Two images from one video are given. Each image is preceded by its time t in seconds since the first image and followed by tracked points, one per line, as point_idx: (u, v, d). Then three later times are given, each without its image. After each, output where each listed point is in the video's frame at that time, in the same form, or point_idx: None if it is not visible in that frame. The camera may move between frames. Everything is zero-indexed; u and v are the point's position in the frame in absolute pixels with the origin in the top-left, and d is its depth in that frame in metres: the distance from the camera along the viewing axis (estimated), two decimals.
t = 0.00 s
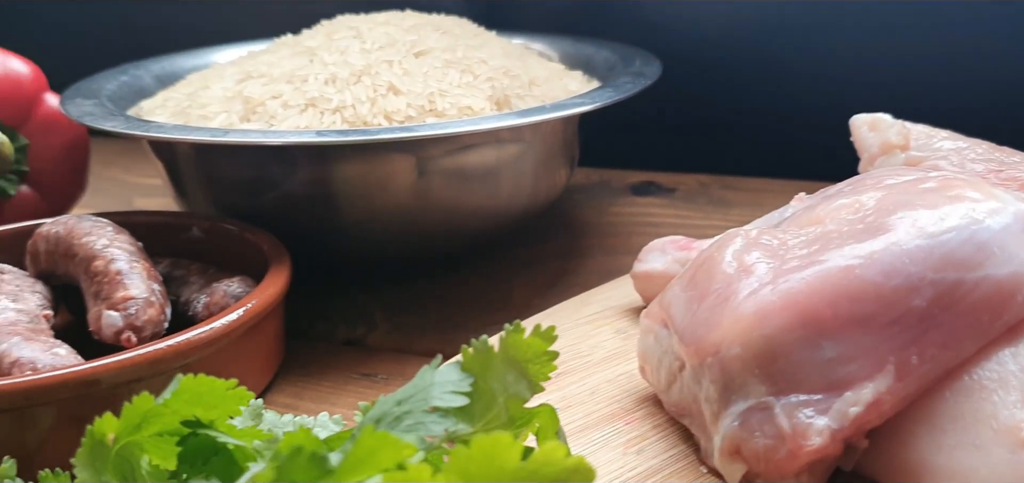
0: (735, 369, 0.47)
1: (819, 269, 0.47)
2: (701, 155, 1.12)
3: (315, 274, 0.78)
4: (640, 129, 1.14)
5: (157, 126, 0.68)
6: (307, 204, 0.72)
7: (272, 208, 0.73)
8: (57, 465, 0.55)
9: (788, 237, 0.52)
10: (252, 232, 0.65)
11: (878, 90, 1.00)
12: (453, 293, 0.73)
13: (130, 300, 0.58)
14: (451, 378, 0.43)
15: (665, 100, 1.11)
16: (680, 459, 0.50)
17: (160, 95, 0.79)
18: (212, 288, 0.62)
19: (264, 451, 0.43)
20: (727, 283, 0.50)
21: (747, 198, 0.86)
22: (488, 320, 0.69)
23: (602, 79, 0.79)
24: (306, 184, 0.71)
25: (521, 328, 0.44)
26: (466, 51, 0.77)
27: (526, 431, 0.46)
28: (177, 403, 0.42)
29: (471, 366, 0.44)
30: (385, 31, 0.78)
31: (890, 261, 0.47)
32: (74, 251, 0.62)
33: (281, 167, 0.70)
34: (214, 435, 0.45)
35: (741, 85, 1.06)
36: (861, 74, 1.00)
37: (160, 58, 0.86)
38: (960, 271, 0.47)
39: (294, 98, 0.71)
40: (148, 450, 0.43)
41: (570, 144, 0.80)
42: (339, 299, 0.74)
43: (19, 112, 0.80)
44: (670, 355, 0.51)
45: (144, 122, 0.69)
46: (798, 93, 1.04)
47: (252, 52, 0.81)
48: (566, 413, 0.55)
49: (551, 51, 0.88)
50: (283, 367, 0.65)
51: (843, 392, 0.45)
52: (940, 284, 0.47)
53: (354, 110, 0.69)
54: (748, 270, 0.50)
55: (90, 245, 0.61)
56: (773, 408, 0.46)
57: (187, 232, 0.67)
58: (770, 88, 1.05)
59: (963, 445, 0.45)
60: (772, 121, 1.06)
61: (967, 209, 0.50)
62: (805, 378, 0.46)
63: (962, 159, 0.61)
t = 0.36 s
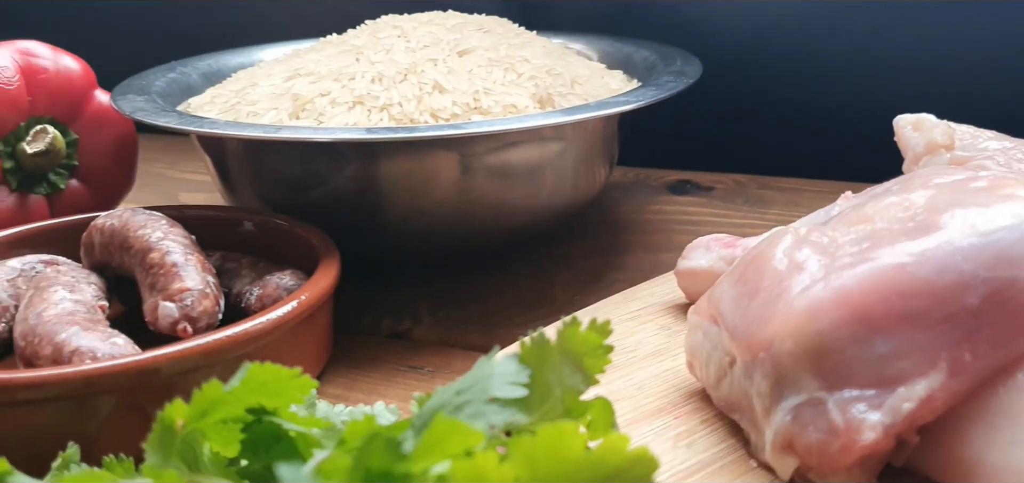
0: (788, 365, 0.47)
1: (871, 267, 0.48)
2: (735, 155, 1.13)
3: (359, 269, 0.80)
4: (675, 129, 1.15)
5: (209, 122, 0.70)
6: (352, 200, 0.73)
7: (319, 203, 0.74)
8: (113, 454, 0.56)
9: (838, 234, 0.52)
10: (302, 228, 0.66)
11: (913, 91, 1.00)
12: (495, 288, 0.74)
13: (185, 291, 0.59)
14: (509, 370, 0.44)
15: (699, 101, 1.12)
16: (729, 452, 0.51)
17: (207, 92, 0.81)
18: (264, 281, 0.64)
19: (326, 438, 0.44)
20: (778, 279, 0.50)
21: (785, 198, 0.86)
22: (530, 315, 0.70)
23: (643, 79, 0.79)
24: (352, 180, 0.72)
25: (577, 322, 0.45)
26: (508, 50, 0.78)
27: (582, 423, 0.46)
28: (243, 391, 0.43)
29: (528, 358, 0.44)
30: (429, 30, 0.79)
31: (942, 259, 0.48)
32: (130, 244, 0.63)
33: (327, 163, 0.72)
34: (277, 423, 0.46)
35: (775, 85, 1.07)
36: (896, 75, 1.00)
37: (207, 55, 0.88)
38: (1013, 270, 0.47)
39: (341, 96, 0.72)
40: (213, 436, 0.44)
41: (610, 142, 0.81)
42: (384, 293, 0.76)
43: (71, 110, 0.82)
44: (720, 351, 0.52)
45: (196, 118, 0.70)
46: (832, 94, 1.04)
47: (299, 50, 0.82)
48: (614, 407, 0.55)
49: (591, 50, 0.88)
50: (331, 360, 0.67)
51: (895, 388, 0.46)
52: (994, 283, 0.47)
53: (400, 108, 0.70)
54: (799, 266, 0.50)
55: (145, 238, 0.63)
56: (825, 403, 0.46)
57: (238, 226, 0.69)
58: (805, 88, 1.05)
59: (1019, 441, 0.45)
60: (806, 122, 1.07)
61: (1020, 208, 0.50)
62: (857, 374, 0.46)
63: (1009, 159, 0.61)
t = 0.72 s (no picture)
0: (842, 362, 0.48)
1: (927, 266, 0.48)
2: (771, 155, 1.12)
3: (401, 265, 0.80)
4: (710, 128, 1.15)
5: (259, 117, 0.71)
6: (396, 196, 0.74)
7: (363, 198, 0.75)
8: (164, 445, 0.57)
9: (892, 233, 0.52)
10: (350, 224, 0.67)
11: (953, 91, 1.00)
12: (537, 285, 0.75)
13: (238, 284, 0.60)
14: (567, 364, 0.44)
15: (735, 101, 1.12)
16: (780, 450, 0.51)
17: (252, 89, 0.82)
18: (314, 275, 0.65)
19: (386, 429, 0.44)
20: (832, 278, 0.51)
21: (825, 198, 0.86)
22: (572, 312, 0.70)
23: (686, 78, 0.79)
24: (396, 176, 0.73)
25: (634, 317, 0.45)
26: (551, 48, 0.78)
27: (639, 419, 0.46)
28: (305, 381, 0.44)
29: (586, 353, 0.45)
30: (473, 28, 0.80)
31: (999, 258, 0.48)
32: (181, 237, 0.64)
33: (373, 159, 0.72)
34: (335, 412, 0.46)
35: (812, 85, 1.07)
36: (935, 75, 1.00)
37: (250, 52, 0.89)
38: None
39: (387, 93, 0.72)
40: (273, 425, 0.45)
41: (652, 142, 0.80)
42: (426, 289, 0.76)
43: (118, 105, 0.83)
44: (772, 348, 0.52)
45: (245, 114, 0.72)
46: (869, 95, 1.04)
47: (343, 48, 0.83)
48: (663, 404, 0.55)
49: (632, 50, 0.89)
50: (376, 354, 0.67)
51: (952, 387, 0.46)
52: None
53: (446, 106, 0.70)
54: (853, 265, 0.51)
55: (197, 231, 0.64)
56: (881, 401, 0.46)
57: (287, 221, 0.69)
58: (843, 88, 1.05)
59: None
60: (843, 122, 1.07)
61: None
62: (913, 372, 0.46)
63: None
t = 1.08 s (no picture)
0: (901, 360, 0.48)
1: (986, 266, 0.48)
2: (808, 155, 1.12)
3: (445, 261, 0.81)
4: (747, 128, 1.15)
5: (310, 114, 0.72)
6: (441, 193, 0.74)
7: (409, 195, 0.75)
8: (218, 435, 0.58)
9: (949, 233, 0.52)
10: (398, 221, 0.67)
11: (995, 91, 0.99)
12: (582, 282, 0.75)
13: (291, 277, 0.61)
14: (629, 359, 0.44)
15: (773, 101, 1.12)
16: (834, 446, 0.51)
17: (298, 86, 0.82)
18: (365, 269, 0.65)
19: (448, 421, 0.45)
20: (890, 276, 0.51)
21: (868, 198, 0.86)
22: (618, 308, 0.70)
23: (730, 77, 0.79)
24: (443, 173, 0.73)
25: (695, 313, 0.45)
26: (596, 46, 0.78)
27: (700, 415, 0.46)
28: (370, 372, 0.45)
29: (647, 349, 0.45)
30: (517, 26, 0.80)
31: None
32: (234, 231, 0.65)
33: (420, 155, 0.73)
34: (397, 403, 0.47)
35: (851, 85, 1.07)
36: (976, 75, 0.99)
37: (294, 50, 0.90)
38: None
39: (434, 91, 0.73)
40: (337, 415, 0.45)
41: (696, 142, 0.80)
42: (471, 286, 0.77)
43: (166, 101, 0.84)
44: (828, 347, 0.52)
45: (296, 110, 0.73)
46: (909, 95, 1.04)
47: (388, 46, 0.84)
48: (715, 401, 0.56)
49: (675, 49, 0.89)
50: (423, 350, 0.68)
51: (1013, 386, 0.45)
52: None
53: (493, 103, 0.70)
54: (911, 264, 0.51)
55: (250, 226, 0.65)
56: (941, 399, 0.46)
57: (336, 217, 0.70)
58: (881, 88, 1.05)
59: None
60: (882, 122, 1.07)
61: None
62: (973, 371, 0.46)
63: None
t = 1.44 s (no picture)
0: (973, 358, 0.48)
1: None
2: (852, 156, 1.12)
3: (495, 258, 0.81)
4: (790, 128, 1.14)
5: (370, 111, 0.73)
6: (494, 189, 0.74)
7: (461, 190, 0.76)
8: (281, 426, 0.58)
9: (1018, 234, 0.52)
10: (455, 218, 0.68)
11: None
12: (634, 279, 0.75)
13: (353, 271, 0.62)
14: (703, 355, 0.44)
15: (817, 101, 1.11)
16: (901, 444, 0.51)
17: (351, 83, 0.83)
18: (423, 265, 0.66)
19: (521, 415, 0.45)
20: (958, 274, 0.51)
21: (919, 198, 0.86)
22: (672, 306, 0.70)
23: (783, 76, 0.79)
24: (497, 169, 0.73)
25: (769, 310, 0.45)
26: (649, 44, 0.78)
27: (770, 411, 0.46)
28: (445, 363, 0.45)
29: (720, 344, 0.45)
30: (570, 24, 0.80)
31: None
32: (296, 226, 0.66)
33: (474, 151, 0.73)
34: (467, 395, 0.47)
35: (898, 84, 1.06)
36: None
37: (345, 48, 0.90)
38: None
39: (489, 88, 0.72)
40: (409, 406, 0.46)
41: (747, 141, 0.80)
42: (522, 282, 0.77)
43: (222, 97, 0.84)
44: (893, 345, 0.52)
45: (355, 107, 0.74)
46: (957, 95, 1.03)
47: (440, 43, 0.85)
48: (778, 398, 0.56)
49: (724, 47, 0.89)
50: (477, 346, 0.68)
51: None
52: None
53: (549, 100, 0.70)
54: (980, 263, 0.51)
55: (311, 220, 0.66)
56: (1015, 399, 0.46)
57: (394, 213, 0.71)
58: (930, 88, 1.05)
59: None
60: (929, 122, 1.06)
61: None
62: None
63: None
